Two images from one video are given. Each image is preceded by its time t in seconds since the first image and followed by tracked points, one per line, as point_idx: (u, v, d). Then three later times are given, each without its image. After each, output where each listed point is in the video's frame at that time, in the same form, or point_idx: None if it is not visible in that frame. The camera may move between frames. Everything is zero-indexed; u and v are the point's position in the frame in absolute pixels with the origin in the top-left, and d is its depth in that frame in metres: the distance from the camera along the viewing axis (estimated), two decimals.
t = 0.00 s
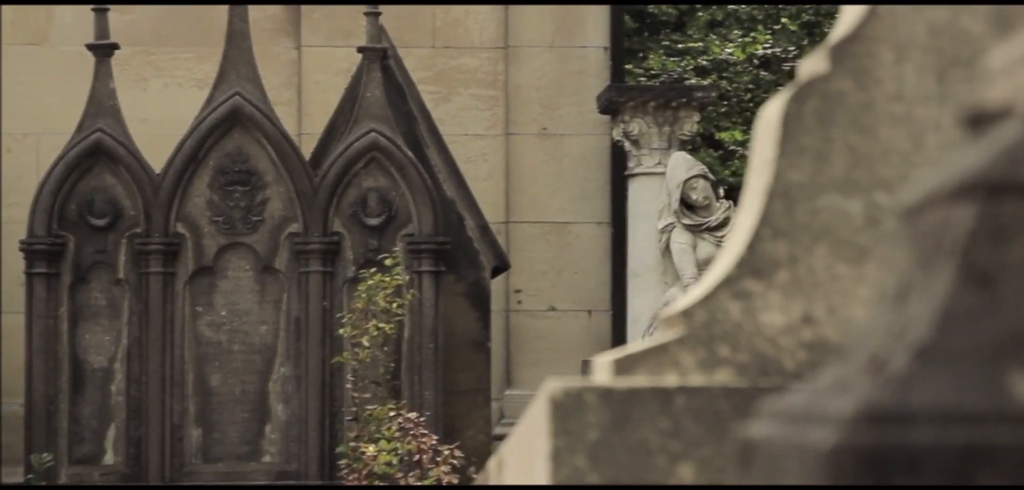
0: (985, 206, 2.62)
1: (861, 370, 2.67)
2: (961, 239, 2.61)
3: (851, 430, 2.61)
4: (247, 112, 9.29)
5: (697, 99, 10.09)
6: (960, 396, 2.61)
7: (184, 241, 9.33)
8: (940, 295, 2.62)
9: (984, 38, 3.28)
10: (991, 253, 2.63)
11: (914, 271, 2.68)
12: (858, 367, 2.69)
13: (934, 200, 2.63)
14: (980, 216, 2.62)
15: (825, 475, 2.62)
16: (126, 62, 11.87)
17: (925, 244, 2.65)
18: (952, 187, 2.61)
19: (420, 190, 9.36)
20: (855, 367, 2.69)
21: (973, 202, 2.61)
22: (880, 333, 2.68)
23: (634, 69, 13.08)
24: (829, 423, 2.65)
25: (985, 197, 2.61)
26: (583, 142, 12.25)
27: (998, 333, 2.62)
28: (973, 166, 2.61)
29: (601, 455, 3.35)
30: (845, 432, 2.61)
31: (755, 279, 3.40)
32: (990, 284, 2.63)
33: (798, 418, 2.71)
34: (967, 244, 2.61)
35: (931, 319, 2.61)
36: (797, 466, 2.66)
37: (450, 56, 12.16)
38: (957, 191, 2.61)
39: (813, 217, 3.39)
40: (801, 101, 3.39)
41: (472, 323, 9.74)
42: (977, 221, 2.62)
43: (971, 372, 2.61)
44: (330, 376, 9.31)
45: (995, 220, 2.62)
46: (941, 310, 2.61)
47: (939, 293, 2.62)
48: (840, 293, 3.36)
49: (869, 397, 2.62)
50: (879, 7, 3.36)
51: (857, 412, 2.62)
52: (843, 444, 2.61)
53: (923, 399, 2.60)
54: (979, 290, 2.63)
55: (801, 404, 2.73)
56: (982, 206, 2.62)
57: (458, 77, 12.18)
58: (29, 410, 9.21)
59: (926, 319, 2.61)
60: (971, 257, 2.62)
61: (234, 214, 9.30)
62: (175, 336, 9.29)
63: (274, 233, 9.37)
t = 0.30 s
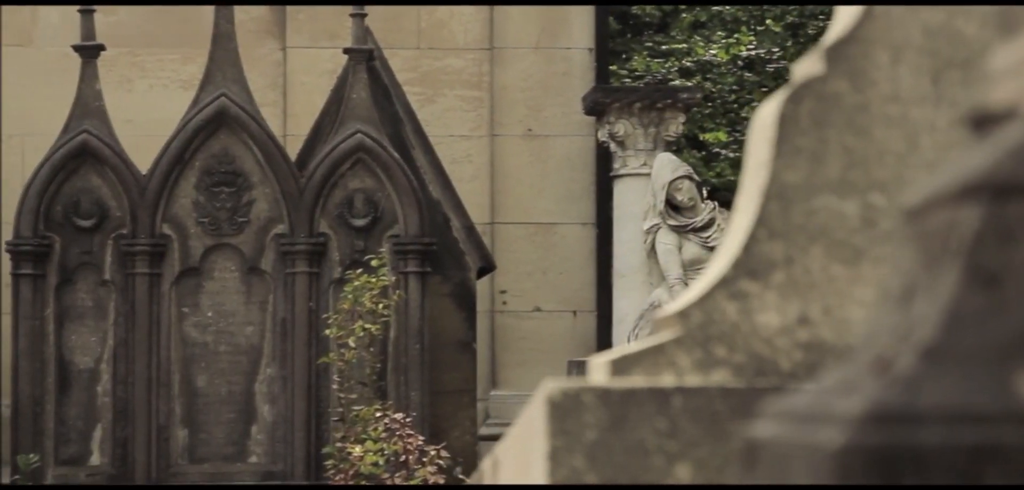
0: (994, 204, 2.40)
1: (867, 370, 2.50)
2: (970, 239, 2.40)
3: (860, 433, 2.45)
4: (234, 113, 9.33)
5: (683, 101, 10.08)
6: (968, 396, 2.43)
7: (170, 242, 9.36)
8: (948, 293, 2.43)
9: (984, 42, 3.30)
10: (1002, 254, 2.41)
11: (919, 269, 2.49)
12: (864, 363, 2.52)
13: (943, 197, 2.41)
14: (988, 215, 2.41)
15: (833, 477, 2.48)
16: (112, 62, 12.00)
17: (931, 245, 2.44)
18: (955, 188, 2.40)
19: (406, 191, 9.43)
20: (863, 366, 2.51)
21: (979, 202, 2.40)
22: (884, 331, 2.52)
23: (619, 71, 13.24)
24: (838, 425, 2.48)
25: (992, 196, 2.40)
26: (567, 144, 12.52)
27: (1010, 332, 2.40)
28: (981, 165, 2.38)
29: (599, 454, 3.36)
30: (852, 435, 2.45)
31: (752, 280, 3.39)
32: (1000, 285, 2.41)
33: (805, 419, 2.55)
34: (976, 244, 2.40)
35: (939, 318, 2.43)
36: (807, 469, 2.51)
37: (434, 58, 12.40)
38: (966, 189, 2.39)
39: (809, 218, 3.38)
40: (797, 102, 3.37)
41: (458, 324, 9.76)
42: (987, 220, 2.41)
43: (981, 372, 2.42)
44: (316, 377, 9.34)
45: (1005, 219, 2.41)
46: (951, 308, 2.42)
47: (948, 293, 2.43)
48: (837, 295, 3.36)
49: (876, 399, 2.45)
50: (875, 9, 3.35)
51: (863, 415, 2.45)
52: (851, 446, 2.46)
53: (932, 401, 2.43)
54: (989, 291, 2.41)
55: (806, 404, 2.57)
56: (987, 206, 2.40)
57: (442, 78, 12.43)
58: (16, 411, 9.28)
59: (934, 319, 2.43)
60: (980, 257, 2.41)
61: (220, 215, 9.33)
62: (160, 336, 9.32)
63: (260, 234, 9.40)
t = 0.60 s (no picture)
0: (1000, 204, 2.32)
1: (874, 368, 2.44)
2: (977, 240, 2.33)
3: (868, 433, 2.43)
4: (218, 114, 9.44)
5: (666, 101, 10.25)
6: (977, 395, 2.39)
7: (154, 243, 9.46)
8: (954, 295, 2.36)
9: (979, 41, 3.36)
10: (1010, 254, 2.34)
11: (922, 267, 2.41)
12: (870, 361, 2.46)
13: (946, 198, 2.33)
14: (994, 215, 2.33)
15: (844, 475, 2.46)
16: (95, 62, 11.99)
17: (935, 245, 2.36)
18: (961, 189, 2.31)
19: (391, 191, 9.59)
20: (868, 366, 2.45)
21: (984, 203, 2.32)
22: (891, 329, 2.44)
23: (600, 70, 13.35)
24: (847, 425, 2.44)
25: (998, 196, 2.32)
26: (550, 145, 12.57)
27: (1016, 333, 2.33)
28: (987, 165, 2.30)
29: (595, 453, 3.42)
30: (860, 434, 2.43)
31: (748, 280, 3.43)
32: (1007, 285, 2.34)
33: (813, 417, 2.53)
34: (983, 245, 2.33)
35: (945, 318, 2.35)
36: (816, 467, 2.49)
37: (417, 58, 12.45)
38: (969, 190, 2.31)
39: (805, 218, 3.43)
40: (792, 103, 3.42)
41: (443, 324, 9.82)
42: (993, 219, 2.33)
43: (991, 372, 2.37)
44: (301, 377, 9.49)
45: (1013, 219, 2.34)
46: (959, 307, 2.35)
47: (955, 292, 2.36)
48: (832, 294, 3.40)
49: (884, 400, 2.40)
50: (869, 10, 3.41)
51: (871, 415, 2.41)
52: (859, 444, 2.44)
53: (941, 399, 2.39)
54: (996, 291, 2.35)
55: (815, 400, 2.54)
56: (993, 206, 2.33)
57: (425, 78, 12.48)
58: None
59: (941, 320, 2.36)
60: (987, 257, 2.34)
61: (204, 216, 9.44)
62: (144, 336, 9.41)
63: (245, 234, 9.51)
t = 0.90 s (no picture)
0: (1008, 204, 2.51)
1: (880, 367, 2.61)
2: (982, 240, 2.51)
3: (874, 429, 2.59)
4: (204, 115, 9.47)
5: (652, 102, 10.32)
6: (979, 392, 2.59)
7: (140, 242, 9.47)
8: (961, 294, 2.54)
9: (976, 41, 3.19)
10: (1013, 253, 2.51)
11: (925, 269, 2.63)
12: (872, 363, 2.65)
13: (950, 203, 2.55)
14: (1003, 216, 2.50)
15: (850, 471, 2.62)
16: (80, 62, 12.08)
17: (939, 249, 2.58)
18: (969, 190, 2.52)
19: (376, 191, 9.63)
20: (871, 365, 2.64)
21: (991, 204, 2.51)
22: (891, 334, 2.64)
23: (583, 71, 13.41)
24: (852, 421, 2.61)
25: (1005, 199, 2.51)
26: (535, 144, 12.64)
27: (1011, 333, 2.54)
28: (993, 170, 2.51)
29: (592, 453, 3.23)
30: (866, 433, 2.59)
31: (743, 280, 3.25)
32: (1011, 285, 2.53)
33: (820, 417, 2.67)
34: (989, 245, 2.51)
35: (950, 319, 2.54)
36: (820, 465, 2.64)
37: (403, 58, 12.54)
38: (975, 192, 2.52)
39: (799, 220, 3.24)
40: (787, 102, 3.23)
41: (429, 323, 9.85)
42: (999, 221, 2.50)
43: (994, 369, 2.57)
44: (286, 376, 9.53)
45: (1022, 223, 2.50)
46: (963, 308, 2.53)
47: (960, 292, 2.54)
48: (829, 295, 3.23)
49: (891, 398, 2.58)
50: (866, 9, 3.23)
51: (881, 412, 2.58)
52: (865, 441, 2.60)
53: (945, 400, 2.57)
54: (1002, 291, 2.53)
55: (820, 401, 2.70)
56: (1000, 208, 2.51)
57: (410, 78, 12.58)
58: None
59: (947, 320, 2.55)
60: (992, 257, 2.52)
61: (190, 215, 9.47)
62: (130, 335, 9.43)
63: (230, 234, 9.54)
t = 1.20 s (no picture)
0: (1009, 203, 2.09)
1: (883, 366, 2.17)
2: (985, 240, 2.11)
3: (878, 433, 2.14)
4: (183, 114, 9.47)
5: (630, 102, 10.42)
6: (987, 393, 2.17)
7: (119, 242, 9.49)
8: (962, 292, 2.13)
9: (983, 44, 3.25)
10: (1017, 253, 2.12)
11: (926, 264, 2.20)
12: (871, 361, 2.22)
13: (952, 197, 2.11)
14: (1006, 215, 2.10)
15: (855, 473, 2.17)
16: (60, 62, 12.06)
17: (937, 247, 2.15)
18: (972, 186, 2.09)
19: (355, 190, 9.62)
20: (873, 365, 2.19)
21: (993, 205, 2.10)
22: (891, 332, 2.20)
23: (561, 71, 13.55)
24: (855, 421, 2.17)
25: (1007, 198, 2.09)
26: (512, 144, 12.69)
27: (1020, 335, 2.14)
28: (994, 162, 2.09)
29: (585, 452, 3.18)
30: (872, 435, 2.15)
31: (733, 278, 3.29)
32: (1014, 283, 2.13)
33: (820, 416, 2.25)
34: (991, 246, 2.10)
35: (953, 317, 2.13)
36: (829, 459, 2.21)
37: (382, 57, 12.63)
38: (976, 188, 2.09)
39: (790, 218, 3.29)
40: (777, 102, 3.28)
41: (408, 322, 9.90)
42: (1004, 218, 2.10)
43: (1000, 370, 2.16)
44: (266, 375, 9.57)
45: None
46: (967, 307, 2.13)
47: (962, 291, 2.14)
48: (818, 292, 3.27)
49: (895, 398, 2.14)
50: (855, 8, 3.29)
51: (884, 415, 2.14)
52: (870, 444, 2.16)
53: (955, 400, 2.14)
54: (1005, 289, 2.13)
55: (819, 398, 2.29)
56: (1003, 207, 2.10)
57: (389, 77, 12.65)
58: None
59: (951, 318, 2.12)
60: (995, 256, 2.12)
61: (169, 215, 9.48)
62: (110, 335, 9.45)
63: (210, 233, 9.55)
